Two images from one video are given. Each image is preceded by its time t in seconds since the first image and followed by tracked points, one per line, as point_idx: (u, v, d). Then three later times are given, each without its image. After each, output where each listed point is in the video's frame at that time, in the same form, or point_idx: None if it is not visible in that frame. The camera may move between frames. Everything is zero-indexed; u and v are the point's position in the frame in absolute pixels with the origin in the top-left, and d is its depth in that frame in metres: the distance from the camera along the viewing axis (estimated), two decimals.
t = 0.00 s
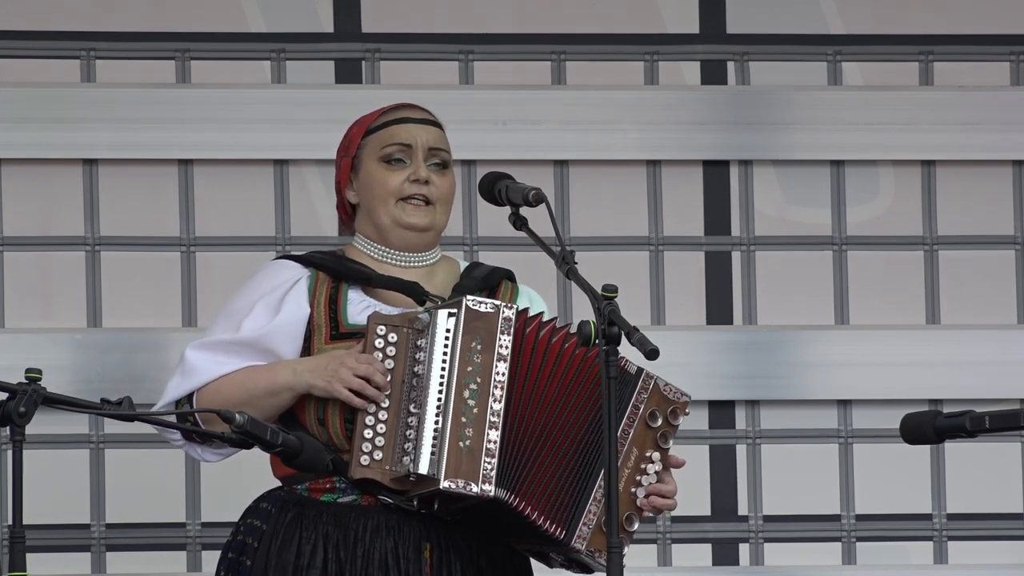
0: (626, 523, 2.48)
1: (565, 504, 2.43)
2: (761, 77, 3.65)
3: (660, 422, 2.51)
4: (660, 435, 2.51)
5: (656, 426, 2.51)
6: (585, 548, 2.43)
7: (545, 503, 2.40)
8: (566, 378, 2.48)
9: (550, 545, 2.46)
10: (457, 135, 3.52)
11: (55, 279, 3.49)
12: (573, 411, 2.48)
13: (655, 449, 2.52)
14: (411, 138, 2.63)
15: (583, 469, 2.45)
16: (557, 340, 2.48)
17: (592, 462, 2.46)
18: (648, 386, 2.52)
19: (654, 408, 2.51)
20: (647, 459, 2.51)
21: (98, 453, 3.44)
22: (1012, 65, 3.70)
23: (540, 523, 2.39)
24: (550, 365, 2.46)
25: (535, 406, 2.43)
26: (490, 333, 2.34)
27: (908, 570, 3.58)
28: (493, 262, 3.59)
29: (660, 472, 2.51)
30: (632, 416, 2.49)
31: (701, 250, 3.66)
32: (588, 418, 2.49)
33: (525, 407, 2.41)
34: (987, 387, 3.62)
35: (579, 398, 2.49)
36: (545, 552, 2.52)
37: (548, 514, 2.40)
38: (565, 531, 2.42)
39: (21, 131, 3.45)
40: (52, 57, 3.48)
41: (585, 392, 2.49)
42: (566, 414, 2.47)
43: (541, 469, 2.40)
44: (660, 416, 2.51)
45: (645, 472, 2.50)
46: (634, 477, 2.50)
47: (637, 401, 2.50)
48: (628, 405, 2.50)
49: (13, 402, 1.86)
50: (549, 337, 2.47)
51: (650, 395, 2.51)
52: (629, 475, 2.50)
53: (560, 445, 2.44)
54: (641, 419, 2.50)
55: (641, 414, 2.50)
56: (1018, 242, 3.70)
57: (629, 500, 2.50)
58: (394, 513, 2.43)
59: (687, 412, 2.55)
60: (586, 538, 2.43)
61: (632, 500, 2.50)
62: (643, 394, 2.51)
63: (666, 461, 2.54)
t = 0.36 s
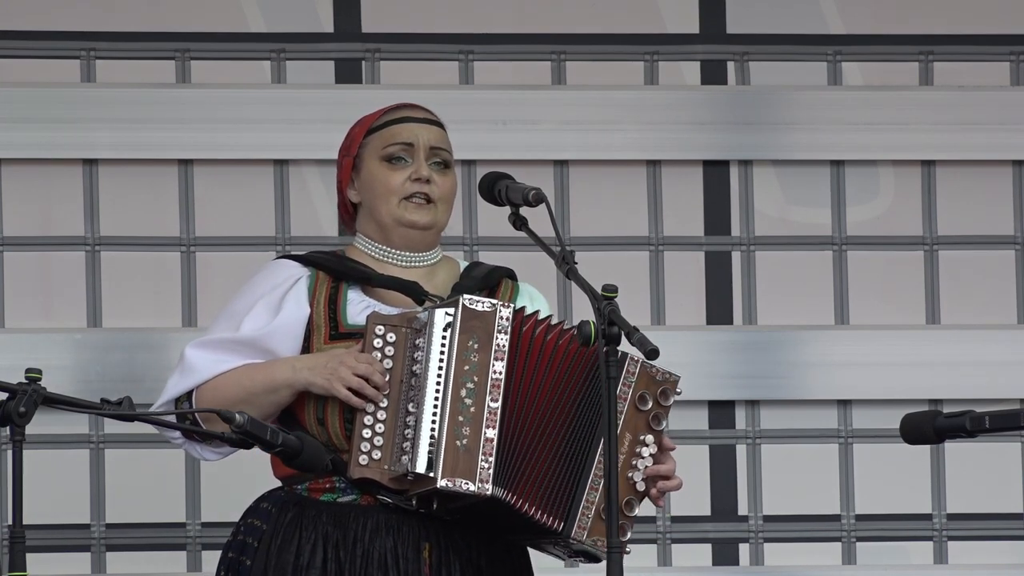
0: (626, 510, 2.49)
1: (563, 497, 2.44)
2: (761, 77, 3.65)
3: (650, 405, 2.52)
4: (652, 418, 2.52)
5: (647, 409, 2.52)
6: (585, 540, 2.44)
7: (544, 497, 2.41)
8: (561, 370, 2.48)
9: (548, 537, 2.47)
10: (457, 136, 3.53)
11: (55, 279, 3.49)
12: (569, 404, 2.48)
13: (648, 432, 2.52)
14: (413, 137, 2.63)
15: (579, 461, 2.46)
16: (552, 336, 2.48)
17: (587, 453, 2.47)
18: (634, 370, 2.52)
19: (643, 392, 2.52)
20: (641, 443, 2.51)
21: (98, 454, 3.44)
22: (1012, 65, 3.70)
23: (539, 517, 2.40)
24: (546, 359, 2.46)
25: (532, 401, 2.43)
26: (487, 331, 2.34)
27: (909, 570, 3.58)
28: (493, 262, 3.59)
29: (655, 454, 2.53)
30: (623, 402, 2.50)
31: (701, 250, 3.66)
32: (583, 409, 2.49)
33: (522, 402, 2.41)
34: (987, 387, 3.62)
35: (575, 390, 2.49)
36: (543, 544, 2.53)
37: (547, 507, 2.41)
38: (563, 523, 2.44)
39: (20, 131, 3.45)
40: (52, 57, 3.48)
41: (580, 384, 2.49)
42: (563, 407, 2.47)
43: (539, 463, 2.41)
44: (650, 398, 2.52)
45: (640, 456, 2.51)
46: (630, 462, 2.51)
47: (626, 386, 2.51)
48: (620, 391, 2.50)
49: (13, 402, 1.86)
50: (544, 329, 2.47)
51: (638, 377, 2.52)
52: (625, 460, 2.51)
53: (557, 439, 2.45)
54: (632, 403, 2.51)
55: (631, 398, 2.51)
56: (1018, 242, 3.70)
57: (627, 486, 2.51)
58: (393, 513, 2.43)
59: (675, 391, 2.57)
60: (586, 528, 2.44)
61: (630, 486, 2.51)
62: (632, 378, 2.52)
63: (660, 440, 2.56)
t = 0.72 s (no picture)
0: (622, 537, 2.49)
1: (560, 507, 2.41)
2: (761, 77, 3.65)
3: (664, 440, 2.51)
4: (662, 453, 2.51)
5: (660, 442, 2.51)
6: (579, 557, 2.40)
7: (541, 505, 2.39)
8: (567, 382, 2.48)
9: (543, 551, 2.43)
10: (457, 135, 3.53)
11: (55, 279, 3.49)
12: (572, 415, 2.48)
13: (655, 465, 2.51)
14: (414, 137, 2.63)
15: (578, 473, 2.44)
16: (557, 344, 2.49)
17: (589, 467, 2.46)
18: (655, 403, 2.51)
19: (659, 425, 2.51)
20: (647, 475, 2.50)
21: (98, 453, 3.44)
22: (1012, 65, 3.70)
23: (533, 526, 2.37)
24: (551, 367, 2.47)
25: (539, 415, 2.44)
26: (489, 334, 2.33)
27: (908, 570, 3.58)
28: (493, 262, 3.59)
29: (660, 488, 2.51)
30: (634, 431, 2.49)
31: (701, 250, 3.66)
32: (587, 422, 2.49)
33: (523, 408, 2.41)
34: (987, 386, 3.62)
35: (577, 401, 2.49)
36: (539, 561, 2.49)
37: (543, 517, 2.39)
38: (560, 540, 2.40)
39: (20, 131, 3.45)
40: (52, 57, 3.48)
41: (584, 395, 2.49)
42: (565, 417, 2.48)
43: (537, 470, 2.40)
44: (664, 433, 2.50)
45: (646, 488, 2.49)
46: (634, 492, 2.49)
47: (643, 416, 2.50)
48: (633, 417, 2.50)
49: (13, 402, 1.86)
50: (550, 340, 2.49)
51: (656, 411, 2.51)
52: (629, 490, 2.49)
53: (557, 446, 2.44)
54: (645, 433, 2.50)
55: (645, 429, 2.50)
56: (1018, 242, 3.70)
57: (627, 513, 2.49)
58: (390, 513, 2.43)
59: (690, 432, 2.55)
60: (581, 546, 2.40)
61: (630, 515, 2.49)
62: (650, 410, 2.51)
63: (669, 476, 2.54)
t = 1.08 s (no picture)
0: (634, 560, 2.49)
1: (568, 524, 2.44)
2: (761, 77, 3.66)
3: (678, 463, 2.52)
4: (677, 475, 2.52)
5: (674, 465, 2.51)
6: None
7: (552, 525, 2.41)
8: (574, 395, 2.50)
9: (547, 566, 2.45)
10: (457, 135, 3.53)
11: (55, 278, 3.49)
12: (579, 428, 2.50)
13: (670, 488, 2.52)
14: (414, 137, 2.63)
15: (585, 489, 2.47)
16: (564, 354, 2.51)
17: (599, 485, 2.49)
18: (670, 426, 2.52)
19: (673, 448, 2.52)
20: (661, 498, 2.51)
21: (98, 454, 3.44)
22: (1012, 65, 3.70)
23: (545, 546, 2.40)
24: (559, 380, 2.48)
25: (554, 435, 2.46)
26: (487, 337, 2.34)
27: (908, 570, 3.58)
28: (493, 261, 3.59)
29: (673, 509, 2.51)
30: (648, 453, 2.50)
31: (701, 250, 3.66)
32: (594, 437, 2.51)
33: (531, 423, 2.43)
34: (987, 387, 3.62)
35: (583, 412, 2.50)
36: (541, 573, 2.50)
37: (554, 537, 2.42)
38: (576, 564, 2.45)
39: (20, 132, 3.45)
40: (52, 57, 3.48)
41: (590, 407, 2.51)
42: (572, 430, 2.49)
43: (548, 487, 2.42)
44: (679, 455, 2.51)
45: (659, 510, 2.50)
46: (647, 515, 2.50)
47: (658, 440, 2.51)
48: (648, 440, 2.51)
49: (13, 402, 1.86)
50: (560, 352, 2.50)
51: (671, 434, 2.52)
52: (642, 513, 2.50)
53: (563, 460, 2.46)
54: (659, 457, 2.51)
55: (660, 452, 2.51)
56: (1018, 241, 3.70)
57: (638, 536, 2.50)
58: (388, 516, 2.43)
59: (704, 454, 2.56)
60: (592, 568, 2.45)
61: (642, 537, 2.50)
62: (664, 433, 2.52)
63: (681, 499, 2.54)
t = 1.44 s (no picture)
0: (635, 548, 2.49)
1: (568, 519, 2.44)
2: (761, 77, 3.66)
3: (672, 448, 2.51)
4: (672, 460, 2.51)
5: (669, 451, 2.51)
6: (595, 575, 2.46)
7: (551, 520, 2.42)
8: (569, 390, 2.49)
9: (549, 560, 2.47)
10: (457, 135, 3.53)
11: (55, 278, 3.49)
12: (574, 421, 2.49)
13: (666, 473, 2.52)
14: (412, 137, 2.63)
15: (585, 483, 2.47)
16: (555, 348, 2.50)
17: (597, 478, 2.49)
18: (662, 412, 2.51)
19: (667, 434, 2.51)
20: (658, 483, 2.51)
21: (98, 454, 3.44)
22: (1012, 65, 3.70)
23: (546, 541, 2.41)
24: (552, 375, 2.47)
25: (550, 428, 2.45)
26: (488, 335, 2.33)
27: (908, 570, 3.58)
28: (493, 261, 3.59)
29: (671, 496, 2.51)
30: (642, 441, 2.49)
31: (701, 250, 3.66)
32: (590, 430, 2.51)
33: (528, 418, 2.42)
34: (988, 387, 3.62)
35: (579, 406, 2.50)
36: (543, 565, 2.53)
37: (555, 533, 2.42)
38: (577, 558, 2.46)
39: (21, 131, 3.45)
40: (52, 57, 3.48)
41: (585, 398, 2.50)
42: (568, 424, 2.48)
43: (547, 484, 2.42)
44: (673, 441, 2.51)
45: (657, 497, 2.50)
46: (645, 502, 2.50)
47: (651, 427, 2.50)
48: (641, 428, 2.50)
49: (13, 401, 1.86)
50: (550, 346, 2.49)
51: (663, 420, 2.51)
52: (640, 500, 2.49)
53: (562, 454, 2.46)
54: (654, 443, 2.50)
55: (654, 439, 2.50)
56: (1018, 242, 3.71)
57: (639, 524, 2.49)
58: (390, 515, 2.43)
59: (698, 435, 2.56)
60: (596, 561, 2.46)
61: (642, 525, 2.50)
62: (657, 419, 2.51)
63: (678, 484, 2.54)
